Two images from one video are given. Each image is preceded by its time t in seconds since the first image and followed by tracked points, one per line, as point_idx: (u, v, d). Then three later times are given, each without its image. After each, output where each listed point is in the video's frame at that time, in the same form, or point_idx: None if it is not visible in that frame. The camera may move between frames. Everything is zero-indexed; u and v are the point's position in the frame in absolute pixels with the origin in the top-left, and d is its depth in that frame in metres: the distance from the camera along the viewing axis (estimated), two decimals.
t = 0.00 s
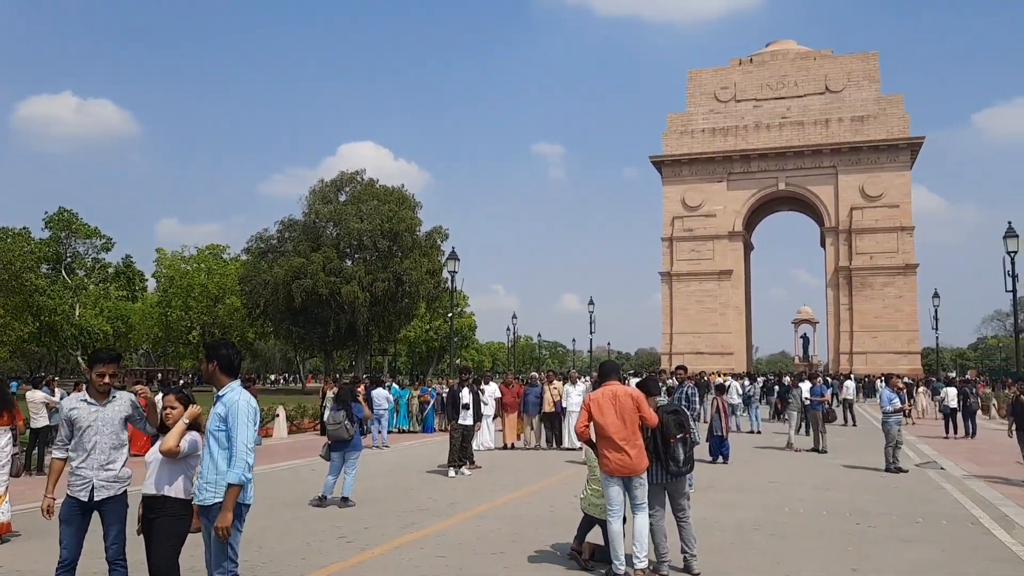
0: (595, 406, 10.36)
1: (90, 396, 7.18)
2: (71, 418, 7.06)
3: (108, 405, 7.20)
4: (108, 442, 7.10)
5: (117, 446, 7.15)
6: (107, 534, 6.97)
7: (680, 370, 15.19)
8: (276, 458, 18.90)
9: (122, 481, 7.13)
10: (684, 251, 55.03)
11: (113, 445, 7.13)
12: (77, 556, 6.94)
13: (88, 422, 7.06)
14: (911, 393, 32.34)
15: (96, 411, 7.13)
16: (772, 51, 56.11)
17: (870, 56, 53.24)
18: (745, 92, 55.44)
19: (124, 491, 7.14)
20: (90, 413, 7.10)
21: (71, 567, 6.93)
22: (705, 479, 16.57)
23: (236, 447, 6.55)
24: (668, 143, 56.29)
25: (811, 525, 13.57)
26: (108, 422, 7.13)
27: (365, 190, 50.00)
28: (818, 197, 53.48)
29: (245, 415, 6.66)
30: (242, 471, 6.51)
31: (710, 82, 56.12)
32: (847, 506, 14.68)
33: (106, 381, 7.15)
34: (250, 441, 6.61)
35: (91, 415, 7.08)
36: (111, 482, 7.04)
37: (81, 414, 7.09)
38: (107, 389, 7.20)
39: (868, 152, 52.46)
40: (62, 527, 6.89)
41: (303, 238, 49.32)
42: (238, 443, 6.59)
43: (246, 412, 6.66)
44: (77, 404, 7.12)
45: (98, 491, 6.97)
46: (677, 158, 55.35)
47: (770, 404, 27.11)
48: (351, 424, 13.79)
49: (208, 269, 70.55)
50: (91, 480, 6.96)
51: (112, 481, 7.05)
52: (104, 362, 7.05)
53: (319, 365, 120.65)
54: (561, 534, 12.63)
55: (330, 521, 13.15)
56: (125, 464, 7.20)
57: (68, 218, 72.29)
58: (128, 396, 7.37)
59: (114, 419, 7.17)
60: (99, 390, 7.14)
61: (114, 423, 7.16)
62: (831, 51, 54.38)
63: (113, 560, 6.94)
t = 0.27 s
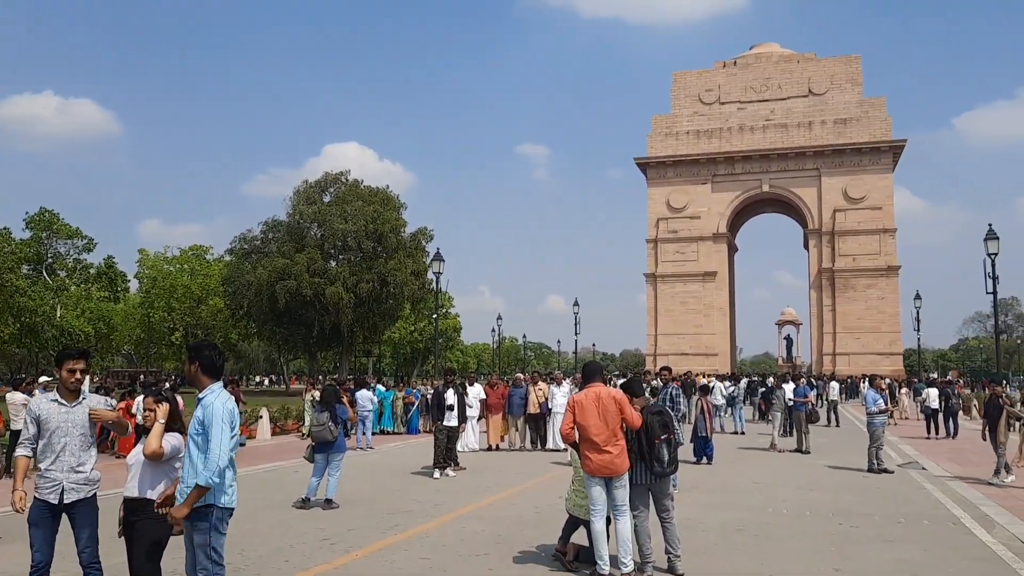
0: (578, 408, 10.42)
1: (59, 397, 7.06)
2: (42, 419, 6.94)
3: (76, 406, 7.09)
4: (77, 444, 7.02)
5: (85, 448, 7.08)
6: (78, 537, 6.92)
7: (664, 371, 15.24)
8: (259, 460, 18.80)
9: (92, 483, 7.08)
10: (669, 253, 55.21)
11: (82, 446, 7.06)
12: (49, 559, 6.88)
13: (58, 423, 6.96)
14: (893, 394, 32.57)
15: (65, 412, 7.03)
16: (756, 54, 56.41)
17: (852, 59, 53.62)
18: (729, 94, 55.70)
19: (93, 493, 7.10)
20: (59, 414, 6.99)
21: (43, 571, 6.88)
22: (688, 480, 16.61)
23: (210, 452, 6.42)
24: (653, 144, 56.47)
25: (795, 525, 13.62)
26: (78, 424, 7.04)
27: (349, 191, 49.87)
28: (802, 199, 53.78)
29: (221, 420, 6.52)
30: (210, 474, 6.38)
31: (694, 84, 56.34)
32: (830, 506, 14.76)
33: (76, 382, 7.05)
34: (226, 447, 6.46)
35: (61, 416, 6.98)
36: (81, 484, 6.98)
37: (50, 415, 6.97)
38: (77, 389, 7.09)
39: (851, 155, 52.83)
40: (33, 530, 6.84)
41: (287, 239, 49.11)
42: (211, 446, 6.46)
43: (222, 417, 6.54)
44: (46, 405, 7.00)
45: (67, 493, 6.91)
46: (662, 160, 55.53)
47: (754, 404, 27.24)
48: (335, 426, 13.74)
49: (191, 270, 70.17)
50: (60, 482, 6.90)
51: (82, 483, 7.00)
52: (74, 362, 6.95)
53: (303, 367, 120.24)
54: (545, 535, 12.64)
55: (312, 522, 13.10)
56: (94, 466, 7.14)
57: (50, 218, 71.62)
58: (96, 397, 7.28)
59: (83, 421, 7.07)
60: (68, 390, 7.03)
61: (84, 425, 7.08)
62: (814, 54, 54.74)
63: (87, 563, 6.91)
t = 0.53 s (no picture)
0: (562, 409, 10.45)
1: (34, 399, 6.98)
2: (17, 422, 6.83)
3: (52, 407, 7.01)
4: (53, 446, 6.95)
5: (60, 451, 7.01)
6: (55, 540, 6.88)
7: (648, 372, 15.26)
8: (241, 463, 18.70)
9: (67, 486, 7.03)
10: (653, 255, 55.37)
11: (57, 449, 6.99)
12: (27, 564, 6.80)
13: (33, 425, 6.87)
14: (875, 396, 32.75)
15: (41, 414, 6.94)
16: (739, 57, 56.65)
17: (835, 63, 53.94)
18: (713, 97, 55.93)
19: (69, 496, 7.04)
20: (35, 417, 6.91)
21: None
22: (672, 482, 16.64)
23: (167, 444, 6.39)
24: (638, 147, 56.62)
25: (778, 526, 13.68)
26: (54, 426, 6.97)
27: (333, 193, 49.69)
28: (785, 202, 54.06)
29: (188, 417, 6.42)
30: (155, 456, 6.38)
31: (678, 87, 56.52)
32: (813, 507, 14.84)
33: (53, 383, 6.98)
34: (180, 442, 6.32)
35: (37, 418, 6.90)
36: (57, 487, 6.93)
37: (25, 418, 6.88)
38: (53, 390, 7.01)
39: (833, 158, 53.17)
40: (10, 534, 6.77)
41: (271, 240, 48.88)
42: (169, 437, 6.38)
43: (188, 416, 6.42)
44: (22, 407, 6.91)
45: (44, 497, 6.86)
46: (646, 162, 55.70)
47: (738, 407, 27.33)
48: (317, 427, 13.67)
49: (173, 271, 69.72)
50: (37, 486, 6.83)
51: (58, 486, 6.95)
52: (51, 364, 6.88)
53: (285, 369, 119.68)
54: (529, 537, 12.64)
55: (294, 525, 13.05)
56: (70, 469, 7.09)
57: (30, 218, 70.97)
58: (73, 399, 7.21)
59: (59, 423, 7.00)
60: (44, 392, 6.95)
61: (60, 427, 7.00)
62: (798, 57, 55.03)
63: (65, 568, 6.88)
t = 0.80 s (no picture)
0: (547, 410, 10.56)
1: (21, 401, 7.03)
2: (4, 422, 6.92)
3: (38, 411, 7.06)
4: (39, 448, 6.97)
5: (46, 454, 7.02)
6: (40, 543, 6.87)
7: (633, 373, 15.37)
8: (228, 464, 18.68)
9: (52, 489, 7.03)
10: (638, 257, 55.62)
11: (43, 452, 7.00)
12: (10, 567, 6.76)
13: (20, 427, 6.93)
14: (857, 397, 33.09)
15: (28, 416, 6.99)
16: (723, 61, 57.01)
17: (817, 67, 54.39)
18: (697, 100, 56.26)
19: (54, 499, 7.04)
20: (22, 418, 6.95)
21: None
22: (656, 482, 16.77)
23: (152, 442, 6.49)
24: (622, 149, 56.88)
25: (761, 526, 13.81)
26: (40, 428, 7.01)
27: (318, 194, 49.62)
28: (768, 205, 54.45)
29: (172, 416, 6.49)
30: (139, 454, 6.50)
31: (663, 90, 56.81)
32: (795, 507, 15.00)
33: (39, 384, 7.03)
34: (163, 440, 6.41)
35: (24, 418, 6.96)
36: (43, 489, 6.93)
37: (12, 420, 6.94)
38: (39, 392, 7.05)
39: (815, 161, 53.60)
40: None
41: (256, 242, 48.71)
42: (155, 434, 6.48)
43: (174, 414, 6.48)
44: (9, 409, 6.97)
45: (29, 499, 6.86)
46: (631, 164, 55.95)
47: (723, 407, 27.54)
48: (303, 429, 13.71)
49: (158, 273, 69.36)
50: (22, 488, 6.83)
51: (43, 489, 6.95)
52: (37, 364, 6.94)
53: (270, 370, 119.24)
54: (515, 537, 12.73)
55: (279, 526, 13.08)
56: (56, 472, 7.10)
57: (11, 220, 70.36)
58: (60, 402, 7.25)
59: (46, 425, 7.04)
60: (30, 393, 7.00)
61: (46, 429, 7.03)
62: (781, 61, 55.46)
63: (49, 570, 6.87)
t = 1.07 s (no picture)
0: (533, 412, 10.48)
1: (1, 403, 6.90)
2: None
3: (22, 413, 6.93)
4: (21, 450, 6.83)
5: (28, 456, 6.89)
6: (20, 547, 6.76)
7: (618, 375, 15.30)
8: (210, 466, 18.53)
9: (34, 492, 6.91)
10: (624, 258, 55.65)
11: (23, 455, 6.86)
12: None
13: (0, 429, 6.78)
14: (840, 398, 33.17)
15: (8, 418, 6.84)
16: (709, 62, 57.14)
17: (802, 69, 54.63)
18: (683, 101, 56.38)
19: (36, 502, 6.92)
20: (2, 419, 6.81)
21: None
22: (642, 483, 16.71)
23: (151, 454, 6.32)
24: (609, 150, 56.91)
25: (747, 528, 13.79)
26: (21, 430, 6.86)
27: (303, 194, 49.40)
28: (754, 206, 54.60)
29: (164, 422, 6.42)
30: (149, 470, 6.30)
31: (649, 91, 56.91)
32: (781, 508, 14.99)
33: (18, 385, 6.91)
34: (173, 446, 6.38)
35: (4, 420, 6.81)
36: (23, 493, 6.81)
37: None
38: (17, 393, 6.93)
39: (801, 163, 53.79)
40: None
41: (239, 242, 48.41)
42: (160, 440, 6.37)
43: (166, 420, 6.42)
44: None
45: (9, 502, 6.73)
46: (617, 166, 56.01)
47: (708, 408, 27.57)
48: (286, 431, 13.59)
49: (140, 273, 68.99)
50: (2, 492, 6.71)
51: (24, 492, 6.83)
52: (16, 365, 6.82)
53: (253, 371, 118.73)
54: (500, 540, 12.64)
55: (261, 529, 12.94)
56: (37, 475, 6.98)
57: None
58: (43, 405, 7.12)
59: (26, 426, 6.90)
60: (10, 395, 6.89)
61: (27, 431, 6.89)
62: (766, 62, 55.64)
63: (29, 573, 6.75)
